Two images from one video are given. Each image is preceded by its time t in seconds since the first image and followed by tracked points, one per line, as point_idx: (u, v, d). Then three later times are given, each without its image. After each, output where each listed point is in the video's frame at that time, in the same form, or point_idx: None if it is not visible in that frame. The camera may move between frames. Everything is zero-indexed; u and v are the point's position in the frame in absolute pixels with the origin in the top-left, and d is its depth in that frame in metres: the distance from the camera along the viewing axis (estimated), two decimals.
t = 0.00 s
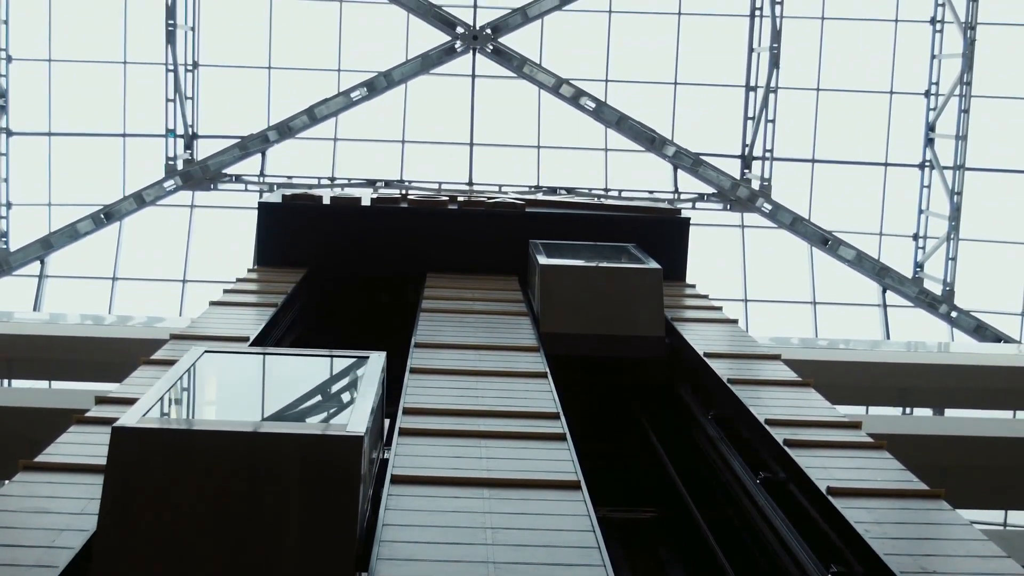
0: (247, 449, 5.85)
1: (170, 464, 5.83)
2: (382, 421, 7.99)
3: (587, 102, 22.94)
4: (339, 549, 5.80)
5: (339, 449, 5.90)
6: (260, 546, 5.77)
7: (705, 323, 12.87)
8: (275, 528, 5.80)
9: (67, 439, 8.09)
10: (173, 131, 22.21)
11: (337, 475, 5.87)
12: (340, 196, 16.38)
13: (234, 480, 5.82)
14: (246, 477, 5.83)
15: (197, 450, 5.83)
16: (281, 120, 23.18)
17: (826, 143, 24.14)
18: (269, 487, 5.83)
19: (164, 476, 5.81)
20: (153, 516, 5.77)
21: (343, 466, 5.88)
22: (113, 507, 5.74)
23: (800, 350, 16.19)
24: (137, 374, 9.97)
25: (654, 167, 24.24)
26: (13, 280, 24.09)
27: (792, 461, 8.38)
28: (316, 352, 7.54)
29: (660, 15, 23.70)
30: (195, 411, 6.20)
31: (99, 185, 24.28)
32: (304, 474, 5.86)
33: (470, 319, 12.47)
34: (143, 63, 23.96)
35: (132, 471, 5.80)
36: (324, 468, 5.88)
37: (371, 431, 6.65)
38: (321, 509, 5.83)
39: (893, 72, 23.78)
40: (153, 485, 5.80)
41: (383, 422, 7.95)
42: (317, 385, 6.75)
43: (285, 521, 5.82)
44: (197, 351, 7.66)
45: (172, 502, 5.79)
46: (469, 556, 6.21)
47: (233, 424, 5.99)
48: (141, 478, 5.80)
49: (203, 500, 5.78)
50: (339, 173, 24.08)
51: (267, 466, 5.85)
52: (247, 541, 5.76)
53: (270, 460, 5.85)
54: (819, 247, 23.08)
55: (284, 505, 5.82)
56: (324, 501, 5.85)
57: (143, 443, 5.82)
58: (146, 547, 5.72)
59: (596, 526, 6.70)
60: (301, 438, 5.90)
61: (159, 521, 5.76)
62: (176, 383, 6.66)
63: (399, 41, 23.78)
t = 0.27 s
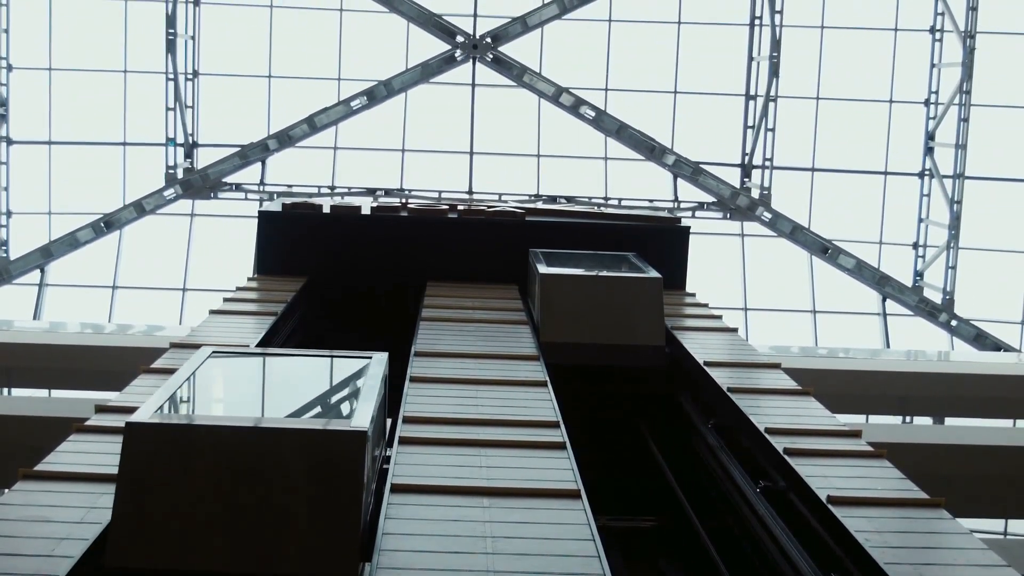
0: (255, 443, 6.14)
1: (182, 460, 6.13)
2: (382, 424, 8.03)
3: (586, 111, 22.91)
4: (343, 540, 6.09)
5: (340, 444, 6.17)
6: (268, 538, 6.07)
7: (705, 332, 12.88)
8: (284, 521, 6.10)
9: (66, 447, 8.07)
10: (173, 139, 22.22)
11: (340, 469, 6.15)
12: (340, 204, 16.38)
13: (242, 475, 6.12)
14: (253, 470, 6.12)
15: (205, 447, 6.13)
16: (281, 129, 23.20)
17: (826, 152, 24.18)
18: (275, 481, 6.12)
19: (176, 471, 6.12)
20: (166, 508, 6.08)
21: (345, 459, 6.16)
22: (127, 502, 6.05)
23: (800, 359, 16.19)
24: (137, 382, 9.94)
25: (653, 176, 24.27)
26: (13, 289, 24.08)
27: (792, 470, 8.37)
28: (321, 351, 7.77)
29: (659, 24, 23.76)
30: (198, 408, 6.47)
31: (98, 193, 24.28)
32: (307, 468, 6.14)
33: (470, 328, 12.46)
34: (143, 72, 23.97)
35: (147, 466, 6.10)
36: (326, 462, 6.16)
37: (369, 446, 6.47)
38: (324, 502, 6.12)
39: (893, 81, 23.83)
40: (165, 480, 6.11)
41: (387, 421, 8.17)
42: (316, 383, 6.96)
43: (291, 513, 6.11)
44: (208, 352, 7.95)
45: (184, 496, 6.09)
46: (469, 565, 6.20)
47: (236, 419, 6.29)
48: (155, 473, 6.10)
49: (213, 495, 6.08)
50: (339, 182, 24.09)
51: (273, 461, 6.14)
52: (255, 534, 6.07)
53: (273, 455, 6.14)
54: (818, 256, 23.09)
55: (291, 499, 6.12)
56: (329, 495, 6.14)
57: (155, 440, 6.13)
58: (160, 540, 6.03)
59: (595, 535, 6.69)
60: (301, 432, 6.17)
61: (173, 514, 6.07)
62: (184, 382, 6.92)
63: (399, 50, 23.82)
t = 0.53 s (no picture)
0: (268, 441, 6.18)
1: (186, 458, 6.15)
2: (383, 429, 8.05)
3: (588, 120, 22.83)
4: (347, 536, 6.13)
5: (343, 440, 6.20)
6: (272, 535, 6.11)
7: (704, 341, 12.89)
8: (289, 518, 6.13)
9: (66, 457, 8.05)
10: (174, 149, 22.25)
11: (343, 465, 6.17)
12: (340, 214, 16.39)
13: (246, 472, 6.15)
14: (256, 468, 6.15)
15: (209, 445, 6.16)
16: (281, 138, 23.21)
17: (826, 161, 24.22)
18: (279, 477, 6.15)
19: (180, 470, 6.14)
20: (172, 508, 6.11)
21: (347, 456, 6.18)
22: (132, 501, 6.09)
23: (800, 368, 16.19)
24: (137, 392, 9.93)
25: (654, 186, 24.32)
26: (13, 298, 24.07)
27: (792, 479, 8.37)
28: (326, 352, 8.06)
29: (659, 33, 23.81)
30: (203, 398, 6.69)
31: (99, 202, 24.29)
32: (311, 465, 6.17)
33: (470, 338, 12.46)
34: (143, 81, 23.99)
35: (151, 465, 6.12)
36: (329, 458, 6.19)
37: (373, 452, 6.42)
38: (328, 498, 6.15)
39: (893, 91, 23.88)
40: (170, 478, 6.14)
41: (389, 420, 8.38)
42: (316, 381, 7.11)
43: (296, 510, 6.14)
44: (223, 352, 8.30)
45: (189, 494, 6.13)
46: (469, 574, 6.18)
47: (238, 414, 6.33)
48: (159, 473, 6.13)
49: (218, 492, 6.12)
50: (339, 192, 24.11)
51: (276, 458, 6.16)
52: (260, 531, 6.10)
53: (277, 452, 6.17)
54: (818, 266, 23.10)
55: (294, 497, 6.14)
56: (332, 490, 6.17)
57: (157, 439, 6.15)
58: (165, 539, 6.07)
59: (595, 544, 6.68)
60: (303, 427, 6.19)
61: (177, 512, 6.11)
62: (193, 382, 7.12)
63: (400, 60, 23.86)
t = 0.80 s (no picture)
0: (273, 430, 6.39)
1: (195, 451, 6.37)
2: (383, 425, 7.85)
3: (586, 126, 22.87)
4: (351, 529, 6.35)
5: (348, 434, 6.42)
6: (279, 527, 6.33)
7: (704, 347, 12.89)
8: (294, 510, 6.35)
9: (66, 461, 8.03)
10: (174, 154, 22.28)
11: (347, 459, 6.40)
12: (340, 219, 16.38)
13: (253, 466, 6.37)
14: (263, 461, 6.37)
15: (218, 439, 6.40)
16: (282, 143, 23.24)
17: (826, 167, 24.26)
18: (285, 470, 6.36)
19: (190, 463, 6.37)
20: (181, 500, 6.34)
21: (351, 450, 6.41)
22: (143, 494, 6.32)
23: (800, 374, 16.18)
24: (137, 397, 9.92)
25: (654, 192, 24.36)
26: (13, 303, 24.10)
27: (792, 485, 8.36)
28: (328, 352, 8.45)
29: (660, 39, 23.86)
30: (209, 392, 6.99)
31: (99, 207, 24.31)
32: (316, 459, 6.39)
33: (470, 344, 12.46)
34: (143, 86, 24.02)
35: (161, 459, 6.36)
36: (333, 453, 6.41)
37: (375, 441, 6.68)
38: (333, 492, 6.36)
39: (892, 98, 23.94)
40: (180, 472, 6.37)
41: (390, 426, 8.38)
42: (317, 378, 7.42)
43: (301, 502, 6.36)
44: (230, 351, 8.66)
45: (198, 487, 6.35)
46: None
47: (244, 407, 6.56)
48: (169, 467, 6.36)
49: (227, 483, 6.34)
50: (339, 198, 24.12)
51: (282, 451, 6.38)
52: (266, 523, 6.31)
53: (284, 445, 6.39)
54: (818, 272, 23.12)
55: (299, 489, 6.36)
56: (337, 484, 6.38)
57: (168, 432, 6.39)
58: (176, 531, 6.31)
59: (595, 551, 6.66)
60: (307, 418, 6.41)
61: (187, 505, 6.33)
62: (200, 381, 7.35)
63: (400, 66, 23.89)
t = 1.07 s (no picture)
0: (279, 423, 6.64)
1: (203, 443, 6.63)
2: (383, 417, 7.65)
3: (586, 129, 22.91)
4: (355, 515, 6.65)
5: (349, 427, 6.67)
6: (285, 515, 6.60)
7: (703, 351, 12.89)
8: (301, 500, 6.60)
9: (66, 464, 8.02)
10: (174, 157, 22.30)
11: (350, 450, 6.66)
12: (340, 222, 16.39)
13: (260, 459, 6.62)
14: (268, 454, 6.61)
15: (225, 431, 6.64)
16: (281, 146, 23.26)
17: (826, 171, 24.26)
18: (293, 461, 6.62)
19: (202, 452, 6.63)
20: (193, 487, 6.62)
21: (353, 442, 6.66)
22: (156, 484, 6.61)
23: (800, 378, 16.18)
24: (137, 400, 9.92)
25: (654, 195, 24.37)
26: (13, 306, 24.11)
27: (791, 490, 8.36)
28: (328, 347, 8.81)
29: (660, 43, 23.87)
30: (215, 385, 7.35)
31: (99, 210, 24.32)
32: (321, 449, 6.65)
33: (470, 347, 12.46)
34: (143, 89, 24.03)
35: (174, 449, 6.63)
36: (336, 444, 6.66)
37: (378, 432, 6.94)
38: (338, 481, 6.63)
39: (892, 102, 23.96)
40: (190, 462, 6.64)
41: (389, 428, 8.39)
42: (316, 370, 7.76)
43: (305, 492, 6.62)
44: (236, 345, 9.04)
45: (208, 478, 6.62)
46: None
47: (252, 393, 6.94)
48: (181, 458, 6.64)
49: (234, 474, 6.60)
50: (339, 201, 24.12)
51: (288, 443, 6.63)
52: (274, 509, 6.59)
53: (290, 437, 6.64)
54: (817, 275, 23.11)
55: (305, 479, 6.61)
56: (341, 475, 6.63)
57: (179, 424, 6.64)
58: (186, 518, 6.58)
59: (594, 554, 6.66)
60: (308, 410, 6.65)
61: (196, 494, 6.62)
62: (207, 373, 7.72)
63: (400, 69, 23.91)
